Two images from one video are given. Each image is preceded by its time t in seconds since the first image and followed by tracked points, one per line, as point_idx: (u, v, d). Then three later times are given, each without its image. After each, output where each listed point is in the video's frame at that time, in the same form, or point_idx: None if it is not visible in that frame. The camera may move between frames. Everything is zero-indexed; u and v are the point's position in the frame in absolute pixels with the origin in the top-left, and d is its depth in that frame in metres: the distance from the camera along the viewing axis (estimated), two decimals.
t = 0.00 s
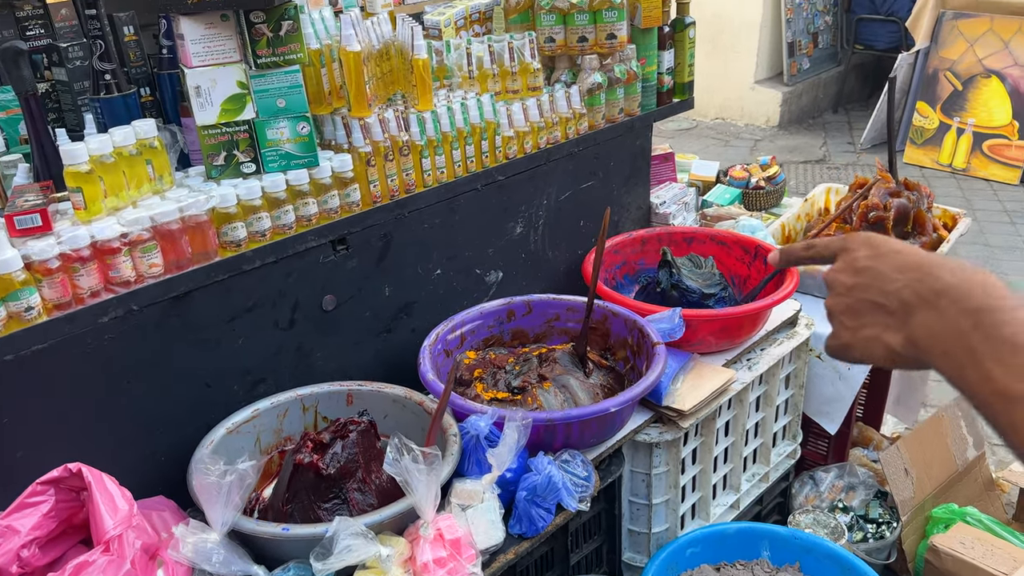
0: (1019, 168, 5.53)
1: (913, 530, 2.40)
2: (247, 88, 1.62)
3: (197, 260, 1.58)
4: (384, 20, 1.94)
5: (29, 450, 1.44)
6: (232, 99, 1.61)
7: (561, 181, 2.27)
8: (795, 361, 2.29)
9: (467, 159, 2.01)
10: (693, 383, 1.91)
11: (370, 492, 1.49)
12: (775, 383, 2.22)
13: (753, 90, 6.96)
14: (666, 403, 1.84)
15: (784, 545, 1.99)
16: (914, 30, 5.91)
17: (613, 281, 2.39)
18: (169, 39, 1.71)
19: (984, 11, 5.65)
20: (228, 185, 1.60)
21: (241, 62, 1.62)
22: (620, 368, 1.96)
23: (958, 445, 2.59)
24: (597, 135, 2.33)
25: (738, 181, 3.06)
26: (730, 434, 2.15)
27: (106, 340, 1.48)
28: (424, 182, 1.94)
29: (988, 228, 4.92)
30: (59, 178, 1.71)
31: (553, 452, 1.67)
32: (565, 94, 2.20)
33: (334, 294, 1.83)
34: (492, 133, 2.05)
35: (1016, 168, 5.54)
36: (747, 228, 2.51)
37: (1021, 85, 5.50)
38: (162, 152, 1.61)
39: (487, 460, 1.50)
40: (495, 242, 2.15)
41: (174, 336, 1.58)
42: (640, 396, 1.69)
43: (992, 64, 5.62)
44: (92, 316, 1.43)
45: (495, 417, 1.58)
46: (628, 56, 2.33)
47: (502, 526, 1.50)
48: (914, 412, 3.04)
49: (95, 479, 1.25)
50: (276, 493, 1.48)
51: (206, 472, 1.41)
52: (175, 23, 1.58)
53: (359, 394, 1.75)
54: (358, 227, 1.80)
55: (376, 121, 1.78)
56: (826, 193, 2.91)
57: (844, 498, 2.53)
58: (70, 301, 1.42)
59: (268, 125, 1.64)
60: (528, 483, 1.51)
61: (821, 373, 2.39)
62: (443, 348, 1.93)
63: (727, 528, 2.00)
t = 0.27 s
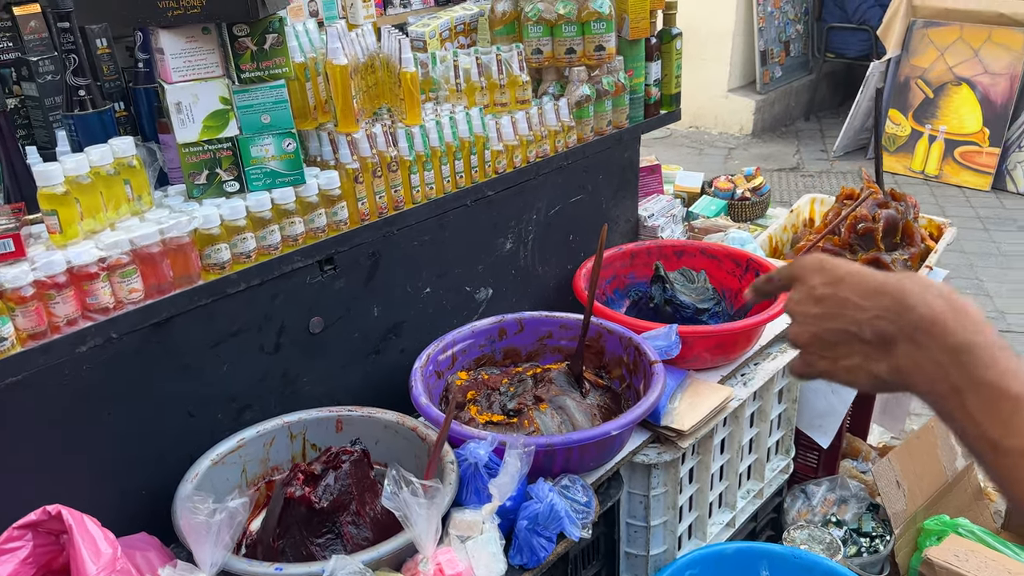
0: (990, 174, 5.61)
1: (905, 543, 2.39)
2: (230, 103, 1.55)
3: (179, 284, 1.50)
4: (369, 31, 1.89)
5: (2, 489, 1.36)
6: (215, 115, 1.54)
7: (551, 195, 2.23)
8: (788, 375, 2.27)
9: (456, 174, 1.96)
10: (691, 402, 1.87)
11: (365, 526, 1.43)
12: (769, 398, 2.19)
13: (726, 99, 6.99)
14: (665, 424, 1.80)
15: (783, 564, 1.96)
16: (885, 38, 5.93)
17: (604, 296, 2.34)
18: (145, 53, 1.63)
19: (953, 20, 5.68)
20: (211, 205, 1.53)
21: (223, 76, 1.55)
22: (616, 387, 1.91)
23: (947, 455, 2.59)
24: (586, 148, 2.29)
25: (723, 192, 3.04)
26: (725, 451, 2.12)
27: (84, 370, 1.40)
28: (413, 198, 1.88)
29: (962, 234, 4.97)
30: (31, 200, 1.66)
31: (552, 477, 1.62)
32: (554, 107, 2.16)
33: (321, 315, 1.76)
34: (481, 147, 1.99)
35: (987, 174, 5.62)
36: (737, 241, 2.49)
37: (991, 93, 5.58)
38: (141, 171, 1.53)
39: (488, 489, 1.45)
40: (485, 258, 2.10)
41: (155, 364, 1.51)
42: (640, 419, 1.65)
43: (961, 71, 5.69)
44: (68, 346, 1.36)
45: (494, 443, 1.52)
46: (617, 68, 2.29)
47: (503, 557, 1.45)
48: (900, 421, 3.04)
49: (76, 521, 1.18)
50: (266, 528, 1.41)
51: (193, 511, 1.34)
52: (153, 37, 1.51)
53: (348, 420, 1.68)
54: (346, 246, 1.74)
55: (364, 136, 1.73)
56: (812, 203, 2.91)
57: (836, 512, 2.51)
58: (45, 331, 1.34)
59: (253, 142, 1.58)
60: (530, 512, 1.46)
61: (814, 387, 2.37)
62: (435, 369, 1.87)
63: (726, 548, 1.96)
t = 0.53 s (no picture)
0: (937, 177, 5.74)
1: (879, 551, 2.38)
2: (186, 116, 1.44)
3: (133, 311, 1.39)
4: (331, 37, 1.80)
5: None
6: (169, 128, 1.43)
7: (522, 207, 2.16)
8: (763, 387, 2.25)
9: (425, 187, 1.88)
10: (673, 420, 1.82)
11: (340, 566, 1.35)
12: (746, 411, 2.16)
13: (679, 104, 7.02)
14: (648, 443, 1.75)
15: None
16: (833, 44, 5.98)
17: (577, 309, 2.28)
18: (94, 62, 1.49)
19: (899, 26, 5.74)
20: (166, 225, 1.42)
21: (178, 87, 1.44)
22: (595, 406, 1.86)
23: (915, 460, 2.60)
24: (557, 158, 2.23)
25: (690, 201, 3.03)
26: (704, 466, 2.08)
27: (30, 410, 1.28)
28: (381, 213, 1.79)
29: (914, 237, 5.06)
30: None
31: (535, 504, 1.56)
32: (524, 116, 2.09)
33: (286, 339, 1.66)
34: (451, 159, 1.91)
35: (934, 177, 5.75)
36: (709, 251, 2.47)
37: (936, 97, 5.65)
38: (89, 191, 1.41)
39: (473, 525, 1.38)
40: (456, 273, 2.02)
41: (108, 399, 1.39)
42: (625, 441, 1.59)
43: (908, 76, 5.74)
44: (11, 384, 1.23)
45: (477, 473, 1.45)
46: (585, 75, 2.24)
47: None
48: (865, 425, 3.06)
49: None
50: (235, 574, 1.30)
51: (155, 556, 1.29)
52: (100, 46, 1.39)
53: (317, 450, 1.58)
54: (311, 266, 1.64)
55: (329, 149, 1.63)
56: (775, 211, 2.88)
57: (811, 523, 2.50)
58: None
59: (210, 157, 1.47)
60: (516, 545, 1.39)
61: (787, 398, 2.37)
62: (407, 393, 1.79)
63: (708, 566, 1.89)
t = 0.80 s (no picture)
0: (881, 174, 5.87)
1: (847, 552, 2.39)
2: (131, 123, 1.33)
3: (75, 335, 1.27)
4: (283, 37, 1.71)
5: None
6: (112, 136, 1.31)
7: (486, 213, 2.09)
8: (733, 392, 2.23)
9: (388, 194, 1.79)
10: (648, 431, 1.78)
11: None
12: (716, 417, 2.14)
13: (627, 104, 7.03)
14: (626, 457, 1.70)
15: None
16: (779, 43, 6.07)
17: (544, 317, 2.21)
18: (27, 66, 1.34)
19: (843, 25, 5.84)
20: (110, 241, 1.30)
21: (122, 92, 1.33)
22: (569, 419, 1.80)
23: (879, 459, 2.61)
24: (521, 162, 2.17)
25: (651, 203, 3.04)
26: (677, 475, 2.04)
27: None
28: (341, 223, 1.70)
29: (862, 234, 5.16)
30: None
31: (513, 526, 1.49)
32: (487, 118, 2.01)
33: (242, 360, 1.56)
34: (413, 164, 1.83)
35: (879, 174, 5.87)
36: (675, 254, 2.45)
37: (879, 95, 5.76)
38: (24, 207, 1.29)
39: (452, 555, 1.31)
40: (420, 283, 1.94)
41: (48, 432, 1.27)
42: (604, 457, 1.54)
43: (852, 75, 5.85)
44: None
45: (454, 499, 1.37)
46: (548, 77, 2.17)
47: None
48: (826, 424, 3.09)
49: None
50: None
51: None
52: (33, 47, 1.26)
53: (279, 478, 1.48)
54: (268, 280, 1.54)
55: (285, 155, 1.53)
56: (735, 212, 2.86)
57: (780, 526, 2.49)
58: None
59: (157, 166, 1.36)
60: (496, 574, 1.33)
61: (755, 401, 2.36)
62: (372, 412, 1.70)
63: None
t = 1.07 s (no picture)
0: (827, 170, 6.00)
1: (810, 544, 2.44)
2: (76, 125, 1.25)
3: (21, 351, 1.18)
4: (235, 35, 1.66)
5: None
6: (57, 139, 1.23)
7: (448, 214, 2.05)
8: (697, 390, 2.23)
9: (348, 196, 1.73)
10: (619, 433, 1.77)
11: None
12: (682, 415, 2.14)
13: (578, 102, 7.04)
14: (597, 460, 1.68)
15: None
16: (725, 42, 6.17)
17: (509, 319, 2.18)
18: None
19: (788, 23, 5.95)
20: (56, 250, 1.22)
21: (67, 92, 1.25)
22: (539, 423, 1.78)
23: (838, 452, 2.66)
24: (483, 162, 2.13)
25: (610, 201, 3.04)
26: (646, 475, 2.04)
27: None
28: (300, 227, 1.63)
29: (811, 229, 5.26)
30: None
31: (486, 535, 1.45)
32: (447, 117, 1.97)
33: (199, 372, 1.49)
34: (374, 165, 1.77)
35: (825, 170, 6.00)
36: (637, 252, 2.46)
37: (824, 92, 5.89)
38: None
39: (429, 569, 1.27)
40: (382, 288, 1.89)
41: None
42: (578, 462, 1.51)
43: (797, 72, 5.96)
44: None
45: (427, 511, 1.33)
46: (508, 75, 2.14)
47: None
48: (784, 417, 3.14)
49: None
50: None
51: None
52: None
53: (241, 494, 1.41)
54: (226, 288, 1.47)
55: (241, 157, 1.47)
56: (693, 209, 2.87)
57: (744, 521, 2.51)
58: None
59: (106, 171, 1.28)
60: None
61: (719, 398, 2.37)
62: (337, 422, 1.64)
63: None
